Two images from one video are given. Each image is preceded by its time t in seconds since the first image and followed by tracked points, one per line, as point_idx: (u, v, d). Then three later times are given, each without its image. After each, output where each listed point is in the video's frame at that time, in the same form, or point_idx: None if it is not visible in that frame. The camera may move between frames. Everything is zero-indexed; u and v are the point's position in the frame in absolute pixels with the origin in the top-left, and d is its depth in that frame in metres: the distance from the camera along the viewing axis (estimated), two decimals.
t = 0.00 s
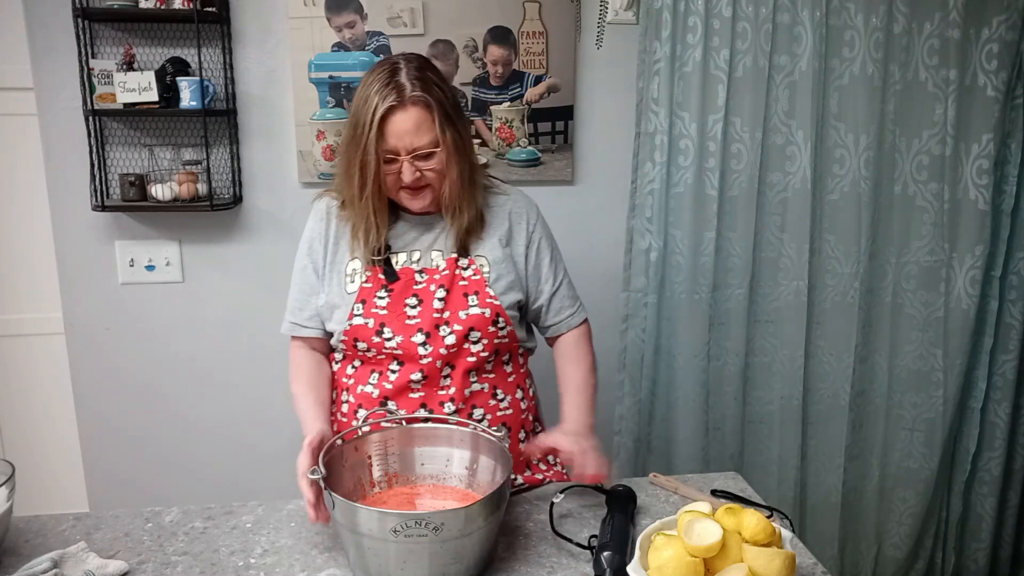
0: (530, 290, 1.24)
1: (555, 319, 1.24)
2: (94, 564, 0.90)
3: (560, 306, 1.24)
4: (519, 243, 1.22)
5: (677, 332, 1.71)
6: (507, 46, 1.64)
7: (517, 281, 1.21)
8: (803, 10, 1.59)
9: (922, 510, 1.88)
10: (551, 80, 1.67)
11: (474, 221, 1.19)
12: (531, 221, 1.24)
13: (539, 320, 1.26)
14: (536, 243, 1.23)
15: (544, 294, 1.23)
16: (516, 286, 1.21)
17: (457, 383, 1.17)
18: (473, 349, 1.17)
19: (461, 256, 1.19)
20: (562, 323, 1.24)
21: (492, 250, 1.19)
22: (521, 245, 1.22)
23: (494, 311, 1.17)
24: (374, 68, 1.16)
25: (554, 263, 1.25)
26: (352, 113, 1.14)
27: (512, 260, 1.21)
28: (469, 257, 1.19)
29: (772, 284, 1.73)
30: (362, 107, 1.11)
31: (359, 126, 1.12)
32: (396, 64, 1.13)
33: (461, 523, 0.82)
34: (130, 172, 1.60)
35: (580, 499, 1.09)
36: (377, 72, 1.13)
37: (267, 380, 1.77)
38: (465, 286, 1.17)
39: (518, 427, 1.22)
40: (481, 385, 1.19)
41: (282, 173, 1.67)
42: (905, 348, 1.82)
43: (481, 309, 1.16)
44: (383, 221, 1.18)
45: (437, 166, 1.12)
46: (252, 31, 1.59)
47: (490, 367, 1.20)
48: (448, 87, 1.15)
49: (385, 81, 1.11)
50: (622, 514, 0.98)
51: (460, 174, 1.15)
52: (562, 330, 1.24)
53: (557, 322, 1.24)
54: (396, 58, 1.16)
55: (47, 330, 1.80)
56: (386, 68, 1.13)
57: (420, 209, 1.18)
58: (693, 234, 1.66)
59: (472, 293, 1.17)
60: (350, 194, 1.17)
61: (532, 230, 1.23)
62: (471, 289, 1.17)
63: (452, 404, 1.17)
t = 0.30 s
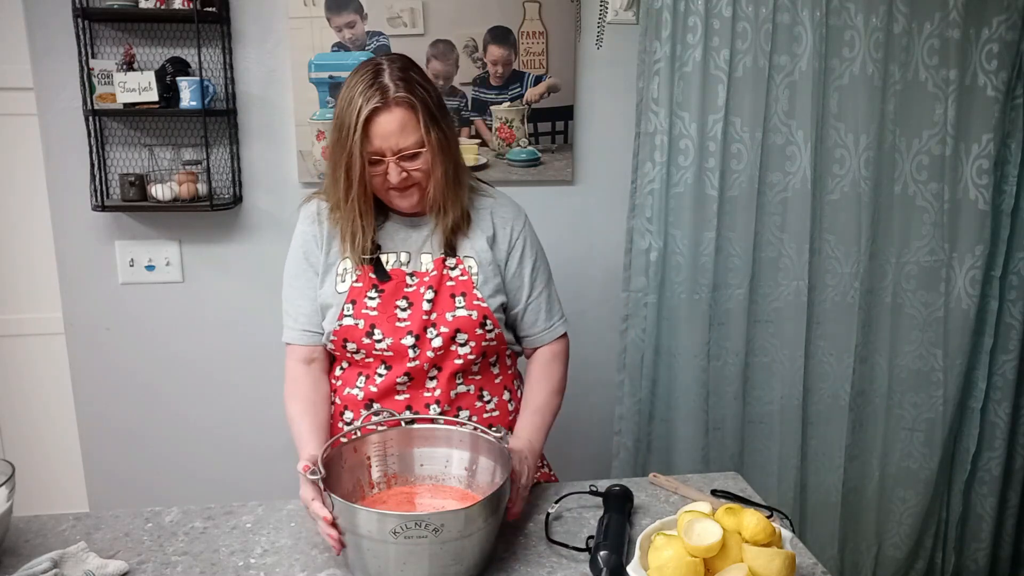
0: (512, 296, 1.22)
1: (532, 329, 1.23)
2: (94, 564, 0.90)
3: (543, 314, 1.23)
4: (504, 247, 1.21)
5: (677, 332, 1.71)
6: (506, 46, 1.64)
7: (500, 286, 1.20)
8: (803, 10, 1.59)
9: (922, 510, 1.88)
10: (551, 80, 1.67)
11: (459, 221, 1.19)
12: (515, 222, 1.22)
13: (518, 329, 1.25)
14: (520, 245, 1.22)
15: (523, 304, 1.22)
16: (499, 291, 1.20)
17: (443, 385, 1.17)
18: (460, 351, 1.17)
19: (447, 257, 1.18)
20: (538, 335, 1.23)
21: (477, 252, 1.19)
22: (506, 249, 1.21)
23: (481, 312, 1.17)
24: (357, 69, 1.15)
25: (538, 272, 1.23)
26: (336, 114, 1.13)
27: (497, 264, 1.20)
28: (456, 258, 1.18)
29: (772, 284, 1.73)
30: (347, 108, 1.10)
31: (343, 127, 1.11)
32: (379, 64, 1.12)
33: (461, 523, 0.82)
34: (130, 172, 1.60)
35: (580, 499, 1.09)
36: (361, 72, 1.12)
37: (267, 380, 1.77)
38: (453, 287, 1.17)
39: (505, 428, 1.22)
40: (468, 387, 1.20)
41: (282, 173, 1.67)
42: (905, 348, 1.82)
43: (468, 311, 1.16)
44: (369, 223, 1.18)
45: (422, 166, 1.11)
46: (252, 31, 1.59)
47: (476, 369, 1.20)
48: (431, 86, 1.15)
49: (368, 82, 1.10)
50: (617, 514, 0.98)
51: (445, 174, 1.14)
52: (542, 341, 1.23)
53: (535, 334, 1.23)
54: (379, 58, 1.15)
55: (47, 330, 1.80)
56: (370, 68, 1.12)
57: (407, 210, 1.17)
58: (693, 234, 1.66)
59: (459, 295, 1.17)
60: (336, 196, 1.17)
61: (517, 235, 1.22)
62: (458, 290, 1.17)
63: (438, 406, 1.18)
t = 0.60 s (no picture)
0: (513, 296, 1.22)
1: (533, 330, 1.22)
2: (94, 564, 0.90)
3: (544, 315, 1.22)
4: (505, 246, 1.21)
5: (677, 332, 1.71)
6: (507, 46, 1.64)
7: (502, 286, 1.20)
8: (803, 10, 1.59)
9: (922, 510, 1.88)
10: (551, 80, 1.67)
11: (459, 220, 1.19)
12: (517, 222, 1.22)
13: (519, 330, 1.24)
14: (522, 245, 1.22)
15: (525, 304, 1.22)
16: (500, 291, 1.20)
17: (445, 390, 1.17)
18: (462, 354, 1.17)
19: (449, 257, 1.19)
20: (540, 336, 1.22)
21: (479, 252, 1.19)
22: (508, 249, 1.21)
23: (482, 314, 1.17)
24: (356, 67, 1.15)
25: (540, 271, 1.23)
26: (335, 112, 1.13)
27: (498, 264, 1.20)
28: (458, 258, 1.18)
29: (772, 284, 1.73)
30: (346, 106, 1.10)
31: (343, 125, 1.11)
32: (379, 62, 1.12)
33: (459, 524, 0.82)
34: (130, 172, 1.60)
35: (580, 499, 1.09)
36: (360, 70, 1.12)
37: (267, 380, 1.77)
38: (454, 288, 1.17)
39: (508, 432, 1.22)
40: (470, 390, 1.20)
41: (282, 173, 1.67)
42: (905, 348, 1.82)
43: (469, 312, 1.16)
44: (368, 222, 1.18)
45: (421, 164, 1.11)
46: (252, 30, 1.59)
47: (479, 372, 1.20)
48: (431, 84, 1.14)
49: (367, 79, 1.10)
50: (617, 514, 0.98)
51: (444, 173, 1.14)
52: (542, 343, 1.23)
53: (536, 334, 1.22)
54: (378, 55, 1.15)
55: (46, 330, 1.80)
56: (370, 66, 1.12)
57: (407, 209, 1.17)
58: (693, 234, 1.66)
59: (461, 295, 1.17)
60: (335, 194, 1.17)
61: (519, 235, 1.22)
62: (460, 290, 1.17)
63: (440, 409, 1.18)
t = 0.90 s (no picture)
0: (518, 295, 1.22)
1: (537, 331, 1.22)
2: (94, 564, 0.90)
3: (547, 316, 1.21)
4: (511, 244, 1.21)
5: (677, 332, 1.71)
6: (507, 46, 1.64)
7: (507, 285, 1.20)
8: (803, 10, 1.59)
9: (922, 510, 1.88)
10: (551, 80, 1.67)
11: (465, 217, 1.18)
12: (524, 221, 1.22)
13: (523, 330, 1.24)
14: (529, 243, 1.21)
15: (530, 304, 1.21)
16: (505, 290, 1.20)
17: (449, 390, 1.18)
18: (465, 354, 1.17)
19: (455, 255, 1.18)
20: (544, 336, 1.22)
21: (485, 251, 1.18)
22: (514, 248, 1.21)
23: (486, 313, 1.17)
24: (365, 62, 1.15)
25: (545, 271, 1.22)
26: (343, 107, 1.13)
27: (504, 263, 1.20)
28: (464, 257, 1.18)
29: (772, 284, 1.73)
30: (353, 100, 1.10)
31: (349, 120, 1.11)
32: (387, 57, 1.12)
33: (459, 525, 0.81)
34: (130, 172, 1.60)
35: (580, 499, 1.09)
36: (368, 65, 1.12)
37: (266, 380, 1.77)
38: (459, 287, 1.17)
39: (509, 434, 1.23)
40: (473, 391, 1.21)
41: (282, 173, 1.67)
42: (905, 348, 1.82)
43: (473, 312, 1.17)
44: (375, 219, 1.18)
45: (427, 159, 1.11)
46: (252, 30, 1.59)
47: (482, 373, 1.21)
48: (439, 80, 1.14)
49: (375, 73, 1.10)
50: (616, 514, 0.98)
51: (451, 169, 1.14)
52: (545, 343, 1.22)
53: (540, 335, 1.22)
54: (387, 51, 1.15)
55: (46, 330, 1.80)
56: (377, 62, 1.12)
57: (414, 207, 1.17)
58: (693, 234, 1.66)
59: (465, 295, 1.17)
60: (343, 189, 1.17)
61: (525, 234, 1.21)
62: (464, 289, 1.17)
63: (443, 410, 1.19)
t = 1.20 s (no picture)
0: (521, 292, 1.21)
1: (539, 329, 1.21)
2: (94, 564, 0.90)
3: (550, 315, 1.21)
4: (515, 242, 1.20)
5: (677, 332, 1.71)
6: (507, 46, 1.64)
7: (510, 283, 1.20)
8: (803, 10, 1.59)
9: (922, 510, 1.88)
10: (551, 80, 1.67)
11: (468, 213, 1.18)
12: (528, 218, 1.21)
13: (525, 328, 1.23)
14: (533, 241, 1.20)
15: (533, 302, 1.21)
16: (508, 288, 1.19)
17: (451, 388, 1.19)
18: (467, 352, 1.18)
19: (459, 253, 1.18)
20: (545, 335, 1.21)
21: (489, 248, 1.18)
22: (518, 245, 1.20)
23: (488, 312, 1.17)
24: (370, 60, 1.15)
25: (550, 269, 1.22)
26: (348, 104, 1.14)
27: (507, 260, 1.19)
28: (468, 254, 1.18)
29: (772, 284, 1.73)
30: (357, 95, 1.11)
31: (353, 115, 1.11)
32: (391, 53, 1.13)
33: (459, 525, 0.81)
34: (130, 172, 1.60)
35: (581, 500, 1.09)
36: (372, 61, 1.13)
37: (266, 380, 1.77)
38: (461, 284, 1.18)
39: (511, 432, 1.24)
40: (475, 390, 1.22)
41: (282, 173, 1.67)
42: (905, 348, 1.82)
43: (475, 309, 1.17)
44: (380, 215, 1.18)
45: (431, 153, 1.11)
46: (252, 30, 1.59)
47: (485, 371, 1.22)
48: (442, 76, 1.14)
49: (378, 68, 1.10)
50: (615, 514, 0.98)
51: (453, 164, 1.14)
52: (547, 343, 1.21)
53: (542, 333, 1.21)
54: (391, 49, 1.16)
55: (46, 330, 1.80)
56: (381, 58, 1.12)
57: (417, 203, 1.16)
58: (693, 234, 1.66)
59: (467, 292, 1.17)
60: (347, 186, 1.17)
61: (530, 232, 1.21)
62: (466, 287, 1.18)
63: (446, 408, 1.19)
